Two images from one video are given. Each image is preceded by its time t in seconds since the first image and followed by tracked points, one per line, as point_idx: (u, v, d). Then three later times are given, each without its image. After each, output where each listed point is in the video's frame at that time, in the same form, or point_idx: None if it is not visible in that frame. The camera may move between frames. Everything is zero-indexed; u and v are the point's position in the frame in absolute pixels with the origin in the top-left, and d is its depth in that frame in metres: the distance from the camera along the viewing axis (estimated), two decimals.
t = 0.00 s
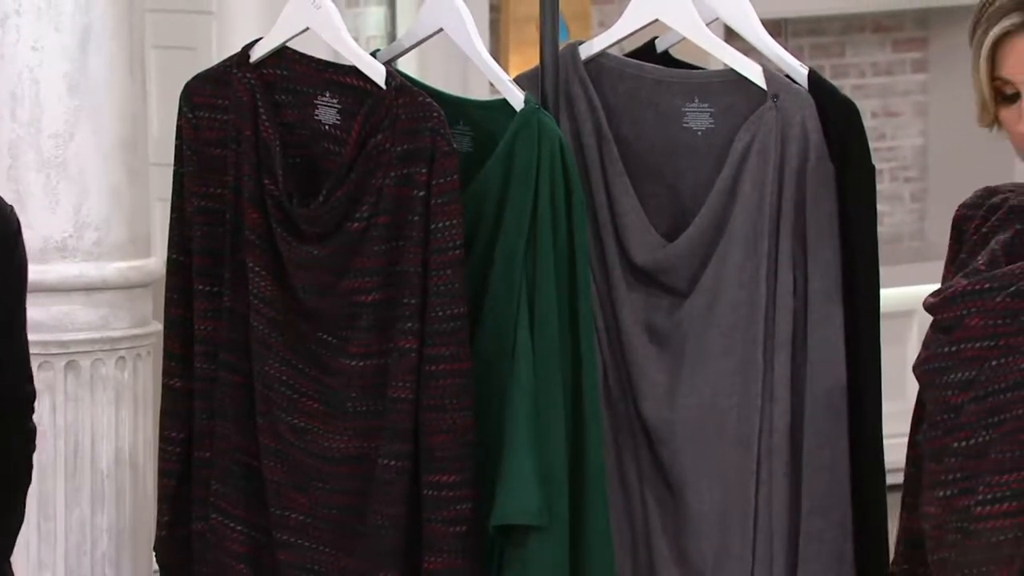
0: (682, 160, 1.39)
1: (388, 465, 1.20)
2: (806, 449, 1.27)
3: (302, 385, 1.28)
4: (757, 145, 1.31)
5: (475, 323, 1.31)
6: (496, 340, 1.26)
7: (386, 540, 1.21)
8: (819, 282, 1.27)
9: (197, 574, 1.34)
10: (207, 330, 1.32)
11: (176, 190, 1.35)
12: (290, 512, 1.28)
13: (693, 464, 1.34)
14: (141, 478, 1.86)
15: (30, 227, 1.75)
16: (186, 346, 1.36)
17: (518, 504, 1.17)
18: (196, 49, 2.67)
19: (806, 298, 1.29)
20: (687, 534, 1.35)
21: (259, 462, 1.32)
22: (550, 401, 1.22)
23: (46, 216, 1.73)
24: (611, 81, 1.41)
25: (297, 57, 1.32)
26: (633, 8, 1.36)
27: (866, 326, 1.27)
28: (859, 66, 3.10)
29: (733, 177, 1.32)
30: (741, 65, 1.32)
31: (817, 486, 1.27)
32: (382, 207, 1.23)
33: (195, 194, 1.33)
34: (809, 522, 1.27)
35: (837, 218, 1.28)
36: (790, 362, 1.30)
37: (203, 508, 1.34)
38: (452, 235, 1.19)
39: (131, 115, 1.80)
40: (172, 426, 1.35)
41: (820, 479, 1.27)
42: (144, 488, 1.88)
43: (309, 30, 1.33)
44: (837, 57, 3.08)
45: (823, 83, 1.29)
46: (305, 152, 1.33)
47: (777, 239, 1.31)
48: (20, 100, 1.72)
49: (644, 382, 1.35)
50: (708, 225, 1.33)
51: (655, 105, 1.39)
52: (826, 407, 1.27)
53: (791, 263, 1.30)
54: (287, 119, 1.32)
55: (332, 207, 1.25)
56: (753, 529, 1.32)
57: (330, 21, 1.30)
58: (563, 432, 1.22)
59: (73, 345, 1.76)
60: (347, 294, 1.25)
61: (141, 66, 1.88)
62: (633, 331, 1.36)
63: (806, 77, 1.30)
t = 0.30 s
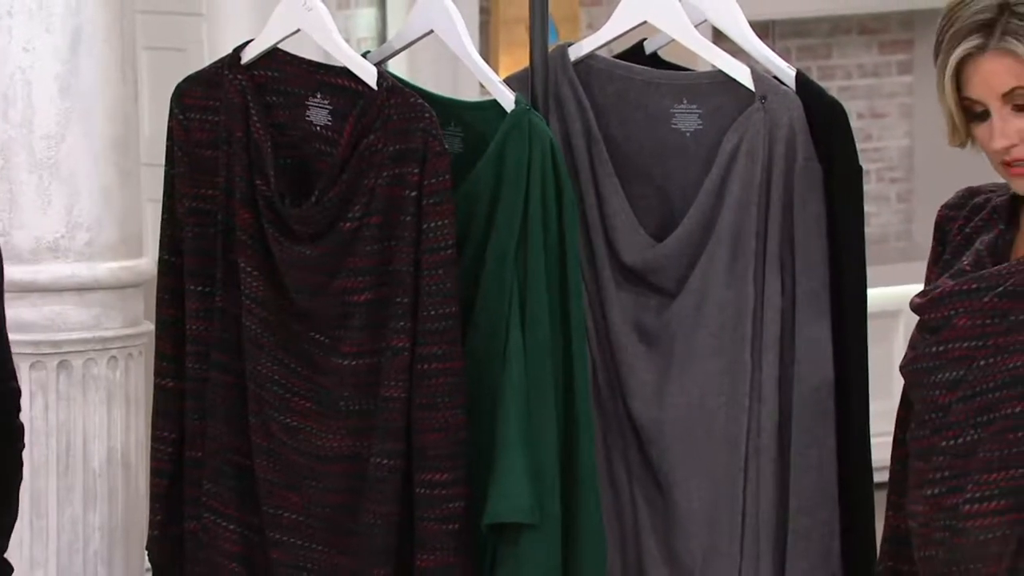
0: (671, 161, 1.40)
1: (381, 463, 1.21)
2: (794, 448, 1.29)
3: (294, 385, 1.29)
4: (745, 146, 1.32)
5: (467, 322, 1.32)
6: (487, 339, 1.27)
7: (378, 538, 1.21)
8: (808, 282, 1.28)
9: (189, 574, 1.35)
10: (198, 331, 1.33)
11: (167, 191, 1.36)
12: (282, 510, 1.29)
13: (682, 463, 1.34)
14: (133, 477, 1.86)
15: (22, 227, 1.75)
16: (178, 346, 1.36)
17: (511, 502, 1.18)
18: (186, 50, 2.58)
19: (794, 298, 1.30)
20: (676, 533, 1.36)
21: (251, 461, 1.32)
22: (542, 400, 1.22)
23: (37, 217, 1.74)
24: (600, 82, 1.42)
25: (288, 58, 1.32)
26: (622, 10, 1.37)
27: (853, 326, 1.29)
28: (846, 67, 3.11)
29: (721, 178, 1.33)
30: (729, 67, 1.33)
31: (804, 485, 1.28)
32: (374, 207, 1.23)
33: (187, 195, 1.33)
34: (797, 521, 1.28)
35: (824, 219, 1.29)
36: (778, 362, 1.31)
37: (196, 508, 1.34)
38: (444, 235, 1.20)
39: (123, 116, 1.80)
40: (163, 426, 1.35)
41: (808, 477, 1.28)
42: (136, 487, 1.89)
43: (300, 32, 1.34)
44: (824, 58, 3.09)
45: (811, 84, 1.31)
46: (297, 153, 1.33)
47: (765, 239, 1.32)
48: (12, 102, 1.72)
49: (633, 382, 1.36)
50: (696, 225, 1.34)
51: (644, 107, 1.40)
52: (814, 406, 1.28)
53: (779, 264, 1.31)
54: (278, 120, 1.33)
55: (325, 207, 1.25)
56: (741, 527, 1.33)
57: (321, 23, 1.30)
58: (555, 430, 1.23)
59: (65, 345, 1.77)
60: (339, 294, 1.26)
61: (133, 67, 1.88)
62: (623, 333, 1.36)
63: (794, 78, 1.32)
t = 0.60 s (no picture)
0: (659, 162, 1.41)
1: (374, 462, 1.22)
2: (780, 446, 1.30)
3: (287, 384, 1.30)
4: (732, 147, 1.33)
5: (458, 322, 1.33)
6: (478, 338, 1.28)
7: (370, 536, 1.22)
8: (795, 281, 1.29)
9: (181, 573, 1.35)
10: (190, 331, 1.34)
11: (159, 192, 1.36)
12: (275, 509, 1.29)
13: (670, 462, 1.35)
14: (124, 475, 1.86)
15: (13, 227, 1.75)
16: (170, 346, 1.37)
17: (505, 500, 1.19)
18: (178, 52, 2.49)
19: (781, 298, 1.31)
20: (664, 530, 1.37)
21: (243, 460, 1.33)
22: (534, 398, 1.23)
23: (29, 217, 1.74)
24: (589, 83, 1.43)
25: (279, 59, 1.33)
26: (611, 12, 1.38)
27: (839, 325, 1.30)
28: (833, 69, 3.13)
29: (709, 178, 1.34)
30: (717, 69, 1.34)
31: (791, 483, 1.29)
32: (366, 207, 1.24)
33: (178, 196, 1.34)
34: (783, 519, 1.29)
35: (810, 220, 1.31)
36: (764, 361, 1.32)
37: (188, 507, 1.35)
38: (436, 234, 1.21)
39: (115, 117, 1.80)
40: (155, 425, 1.36)
41: (795, 475, 1.29)
42: (127, 485, 1.89)
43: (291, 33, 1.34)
44: (811, 60, 3.11)
45: (797, 86, 1.32)
46: (288, 154, 1.34)
47: (752, 239, 1.33)
48: (4, 103, 1.72)
49: (622, 381, 1.37)
50: (684, 225, 1.35)
51: (633, 108, 1.41)
52: (800, 404, 1.29)
53: (766, 264, 1.32)
54: (269, 121, 1.33)
55: (318, 207, 1.26)
56: (729, 525, 1.35)
57: (312, 24, 1.31)
58: (548, 428, 1.23)
59: (58, 344, 1.77)
60: (332, 294, 1.26)
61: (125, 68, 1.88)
62: (611, 332, 1.37)
63: (781, 80, 1.33)
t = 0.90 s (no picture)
0: (649, 163, 1.41)
1: (366, 461, 1.22)
2: (769, 445, 1.31)
3: (278, 384, 1.30)
4: (722, 148, 1.33)
5: (450, 322, 1.33)
6: (469, 338, 1.28)
7: (362, 535, 1.23)
8: (783, 282, 1.30)
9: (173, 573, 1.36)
10: (182, 331, 1.34)
11: (150, 193, 1.37)
12: (266, 508, 1.30)
13: (659, 461, 1.36)
14: (117, 475, 1.85)
15: (6, 228, 1.75)
16: (161, 346, 1.37)
17: (497, 498, 1.20)
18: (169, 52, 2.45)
19: (769, 299, 1.32)
20: (654, 529, 1.38)
21: (234, 459, 1.33)
22: (526, 398, 1.24)
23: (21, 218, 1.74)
24: (579, 85, 1.43)
25: (270, 61, 1.33)
26: (600, 13, 1.39)
27: (827, 325, 1.31)
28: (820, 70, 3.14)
29: (698, 179, 1.35)
30: (705, 69, 1.35)
31: (780, 482, 1.30)
32: (358, 207, 1.25)
33: (170, 197, 1.34)
34: (772, 517, 1.30)
35: (799, 221, 1.32)
36: (753, 361, 1.33)
37: (180, 506, 1.36)
38: (428, 235, 1.21)
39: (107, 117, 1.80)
40: (146, 425, 1.37)
41: (783, 474, 1.30)
42: (122, 485, 1.88)
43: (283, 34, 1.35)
44: (798, 62, 3.11)
45: (786, 87, 1.33)
46: (280, 154, 1.34)
47: (741, 240, 1.34)
48: None
49: (612, 381, 1.37)
50: (673, 225, 1.36)
51: (623, 109, 1.42)
52: (789, 403, 1.30)
53: (755, 264, 1.33)
54: (261, 122, 1.34)
55: (310, 207, 1.27)
56: (718, 524, 1.35)
57: (303, 25, 1.31)
58: (539, 427, 1.24)
59: (50, 344, 1.77)
60: (323, 294, 1.27)
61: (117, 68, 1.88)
62: (601, 332, 1.38)
63: (770, 81, 1.34)
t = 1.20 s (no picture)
0: (638, 163, 1.42)
1: (357, 460, 1.23)
2: (758, 444, 1.32)
3: (270, 383, 1.31)
4: (710, 148, 1.35)
5: (440, 321, 1.34)
6: (460, 338, 1.29)
7: (352, 534, 1.24)
8: (772, 282, 1.31)
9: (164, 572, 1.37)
10: (173, 331, 1.34)
11: (141, 194, 1.37)
12: (257, 507, 1.31)
13: (649, 460, 1.37)
14: (109, 474, 1.86)
15: None
16: (152, 346, 1.38)
17: (487, 496, 1.21)
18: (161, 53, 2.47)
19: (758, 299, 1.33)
20: (643, 528, 1.39)
21: (225, 459, 1.34)
22: (516, 397, 1.25)
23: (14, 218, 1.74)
24: (569, 86, 1.44)
25: (261, 62, 1.34)
26: (589, 15, 1.40)
27: (815, 324, 1.32)
28: (809, 71, 3.15)
29: (687, 180, 1.36)
30: (694, 70, 1.36)
31: (768, 481, 1.31)
32: (349, 208, 1.25)
33: (161, 198, 1.35)
34: (761, 516, 1.31)
35: (787, 221, 1.33)
36: (742, 360, 1.34)
37: (171, 505, 1.36)
38: (418, 235, 1.22)
39: (98, 118, 1.80)
40: (137, 425, 1.37)
41: (772, 473, 1.31)
42: (113, 484, 1.90)
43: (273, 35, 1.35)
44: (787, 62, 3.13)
45: (774, 88, 1.34)
46: (270, 155, 1.35)
47: (730, 240, 1.35)
48: None
49: (602, 380, 1.38)
50: (662, 226, 1.37)
51: (613, 110, 1.43)
52: (777, 403, 1.31)
53: (744, 264, 1.34)
54: (251, 123, 1.34)
55: (301, 208, 1.27)
56: (707, 522, 1.36)
57: (294, 27, 1.32)
58: (529, 426, 1.25)
59: (42, 343, 1.77)
60: (315, 294, 1.28)
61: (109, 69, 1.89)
62: (591, 332, 1.39)
63: (758, 82, 1.35)
